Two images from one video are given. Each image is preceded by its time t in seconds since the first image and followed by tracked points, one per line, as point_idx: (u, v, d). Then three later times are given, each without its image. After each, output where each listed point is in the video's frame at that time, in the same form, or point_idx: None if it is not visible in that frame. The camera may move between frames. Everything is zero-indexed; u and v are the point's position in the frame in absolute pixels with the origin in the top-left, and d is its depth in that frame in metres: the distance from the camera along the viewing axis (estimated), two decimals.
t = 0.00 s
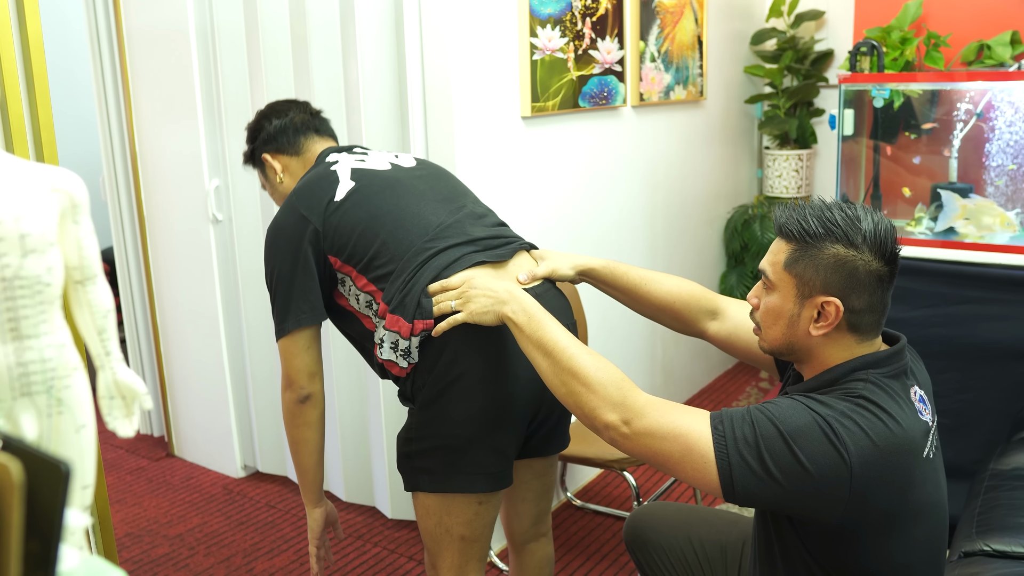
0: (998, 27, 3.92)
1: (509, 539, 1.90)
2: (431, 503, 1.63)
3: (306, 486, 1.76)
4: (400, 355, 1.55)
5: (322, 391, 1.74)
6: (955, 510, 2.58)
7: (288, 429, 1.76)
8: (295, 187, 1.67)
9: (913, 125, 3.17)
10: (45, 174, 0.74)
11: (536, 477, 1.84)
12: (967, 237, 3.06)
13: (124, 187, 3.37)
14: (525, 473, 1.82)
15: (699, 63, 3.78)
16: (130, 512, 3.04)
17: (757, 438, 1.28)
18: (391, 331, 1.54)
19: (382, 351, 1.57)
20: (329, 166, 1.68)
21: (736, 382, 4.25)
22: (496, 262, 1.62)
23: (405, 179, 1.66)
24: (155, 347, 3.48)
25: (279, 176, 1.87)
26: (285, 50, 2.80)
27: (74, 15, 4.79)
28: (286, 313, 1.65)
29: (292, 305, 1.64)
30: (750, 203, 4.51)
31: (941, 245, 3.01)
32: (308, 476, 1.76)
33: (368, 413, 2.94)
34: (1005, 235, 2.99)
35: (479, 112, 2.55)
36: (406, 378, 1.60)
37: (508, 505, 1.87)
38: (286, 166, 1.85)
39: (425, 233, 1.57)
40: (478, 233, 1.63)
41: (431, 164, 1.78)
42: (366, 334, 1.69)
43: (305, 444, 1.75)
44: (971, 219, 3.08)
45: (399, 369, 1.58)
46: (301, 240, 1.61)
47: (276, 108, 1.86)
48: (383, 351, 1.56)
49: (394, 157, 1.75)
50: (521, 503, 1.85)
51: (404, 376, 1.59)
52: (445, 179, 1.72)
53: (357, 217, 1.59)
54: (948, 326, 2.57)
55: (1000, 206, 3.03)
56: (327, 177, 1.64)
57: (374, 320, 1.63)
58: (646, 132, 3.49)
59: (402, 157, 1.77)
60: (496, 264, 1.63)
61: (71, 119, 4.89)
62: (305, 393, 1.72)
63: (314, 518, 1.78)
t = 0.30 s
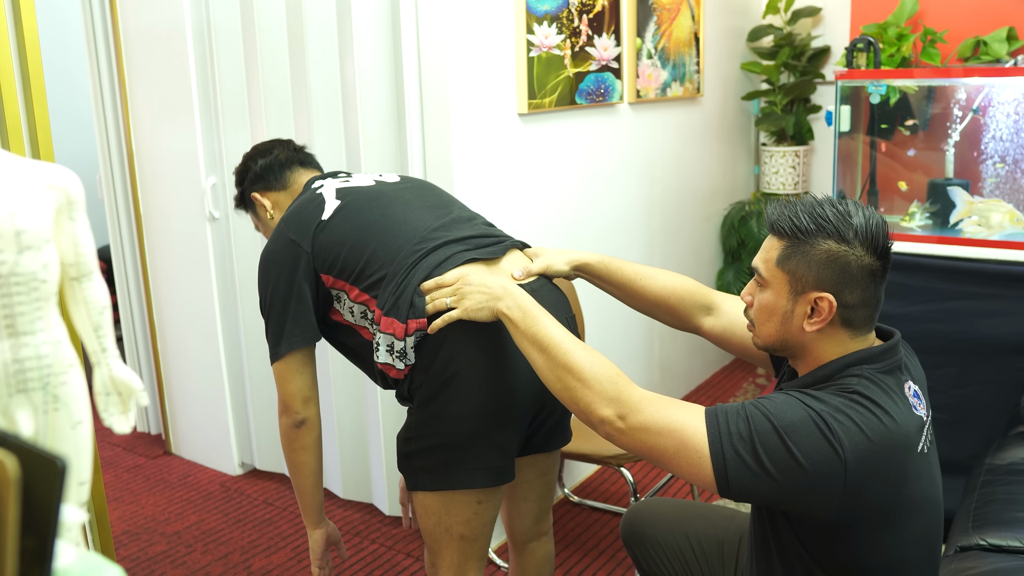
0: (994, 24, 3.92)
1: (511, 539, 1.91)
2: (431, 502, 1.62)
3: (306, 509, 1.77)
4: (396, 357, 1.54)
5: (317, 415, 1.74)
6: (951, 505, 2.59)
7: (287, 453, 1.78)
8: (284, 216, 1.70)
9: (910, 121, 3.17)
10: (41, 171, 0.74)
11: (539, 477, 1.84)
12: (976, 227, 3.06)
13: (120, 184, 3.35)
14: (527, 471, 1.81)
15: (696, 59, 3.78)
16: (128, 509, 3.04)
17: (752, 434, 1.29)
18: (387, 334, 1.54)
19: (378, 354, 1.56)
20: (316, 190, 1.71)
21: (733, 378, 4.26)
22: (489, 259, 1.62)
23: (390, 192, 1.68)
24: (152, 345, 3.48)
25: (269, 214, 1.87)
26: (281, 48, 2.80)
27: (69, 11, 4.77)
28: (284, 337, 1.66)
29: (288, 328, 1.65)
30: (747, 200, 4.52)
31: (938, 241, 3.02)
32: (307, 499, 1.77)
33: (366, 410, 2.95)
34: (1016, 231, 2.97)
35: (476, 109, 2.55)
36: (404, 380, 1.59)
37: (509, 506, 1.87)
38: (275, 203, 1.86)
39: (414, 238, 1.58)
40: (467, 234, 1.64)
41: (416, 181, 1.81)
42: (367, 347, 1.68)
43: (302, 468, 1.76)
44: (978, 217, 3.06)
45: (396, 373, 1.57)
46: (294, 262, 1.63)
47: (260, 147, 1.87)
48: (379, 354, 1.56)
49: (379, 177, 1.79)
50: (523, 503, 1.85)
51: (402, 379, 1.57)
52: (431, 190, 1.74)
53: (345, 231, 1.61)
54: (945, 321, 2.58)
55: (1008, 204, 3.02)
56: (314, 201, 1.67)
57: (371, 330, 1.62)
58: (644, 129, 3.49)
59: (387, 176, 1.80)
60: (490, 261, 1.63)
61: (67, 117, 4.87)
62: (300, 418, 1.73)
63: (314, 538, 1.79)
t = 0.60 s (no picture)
0: (993, 22, 3.92)
1: (516, 541, 1.91)
2: (437, 503, 1.59)
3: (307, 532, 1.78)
4: (399, 362, 1.53)
5: (317, 442, 1.75)
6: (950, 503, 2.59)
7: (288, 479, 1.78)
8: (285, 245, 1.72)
9: (909, 119, 3.16)
10: (41, 168, 0.74)
11: (546, 479, 1.82)
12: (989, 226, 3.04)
13: (119, 182, 3.35)
14: (537, 472, 1.80)
15: (695, 57, 3.78)
16: (127, 508, 3.04)
17: (752, 432, 1.29)
18: (388, 340, 1.53)
19: (380, 361, 1.55)
20: (312, 216, 1.73)
21: (733, 376, 4.26)
22: (488, 260, 1.62)
23: (385, 208, 1.69)
24: (151, 343, 3.48)
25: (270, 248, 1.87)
26: (281, 45, 2.79)
27: (68, 9, 4.77)
28: (286, 361, 1.66)
29: (288, 351, 1.66)
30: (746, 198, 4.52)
31: (937, 239, 3.02)
32: (308, 522, 1.78)
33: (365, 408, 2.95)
34: None
35: (476, 107, 2.55)
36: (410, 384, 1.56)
37: (514, 509, 1.88)
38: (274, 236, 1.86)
39: (409, 246, 1.59)
40: (464, 240, 1.64)
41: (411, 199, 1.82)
42: (372, 362, 1.66)
43: (304, 492, 1.77)
44: (988, 217, 3.05)
45: (401, 379, 1.55)
46: (295, 285, 1.64)
47: (257, 182, 1.87)
48: (381, 361, 1.54)
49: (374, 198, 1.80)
50: (529, 505, 1.85)
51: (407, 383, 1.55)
52: (426, 205, 1.75)
53: (343, 249, 1.62)
54: (944, 320, 2.58)
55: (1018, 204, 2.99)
56: (311, 226, 1.69)
57: (375, 343, 1.61)
58: (643, 127, 3.49)
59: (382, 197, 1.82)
60: (489, 263, 1.63)
61: (65, 115, 4.87)
62: (300, 445, 1.74)
63: (316, 559, 1.81)
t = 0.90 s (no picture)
0: (994, 21, 3.92)
1: (521, 542, 1.91)
2: (444, 504, 1.58)
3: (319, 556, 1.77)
4: (406, 368, 1.53)
5: (327, 467, 1.73)
6: (950, 503, 2.59)
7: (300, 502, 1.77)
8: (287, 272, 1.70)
9: (910, 120, 3.17)
10: (42, 167, 0.74)
11: (554, 482, 1.82)
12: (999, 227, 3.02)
13: (120, 180, 3.35)
14: (544, 475, 1.80)
15: (696, 57, 3.78)
16: (128, 508, 3.05)
17: (756, 428, 1.29)
18: (394, 347, 1.53)
19: (388, 368, 1.55)
20: (311, 241, 1.73)
21: (734, 376, 4.26)
22: (490, 264, 1.63)
23: (382, 225, 1.70)
24: (152, 342, 3.48)
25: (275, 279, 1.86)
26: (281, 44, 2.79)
27: (68, 8, 4.77)
28: (293, 384, 1.65)
29: (294, 373, 1.64)
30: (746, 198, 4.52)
31: (939, 238, 3.01)
32: (320, 546, 1.77)
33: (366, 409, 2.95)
34: None
35: (476, 107, 2.55)
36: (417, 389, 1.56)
37: (521, 511, 1.88)
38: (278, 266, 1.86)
39: (411, 257, 1.60)
40: (464, 248, 1.65)
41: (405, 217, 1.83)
42: (381, 375, 1.66)
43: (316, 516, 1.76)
44: (1001, 218, 3.03)
45: (408, 385, 1.55)
46: (301, 309, 1.62)
47: (259, 219, 1.88)
48: (388, 368, 1.54)
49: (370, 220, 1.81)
50: (536, 507, 1.85)
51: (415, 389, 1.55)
52: (422, 220, 1.76)
53: (347, 265, 1.62)
54: (944, 319, 2.58)
55: None
56: (313, 250, 1.68)
57: (382, 355, 1.60)
58: (644, 126, 3.49)
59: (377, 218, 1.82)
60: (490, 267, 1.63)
61: (66, 115, 4.87)
62: (311, 470, 1.73)
63: None
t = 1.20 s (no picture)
0: (993, 21, 3.92)
1: (520, 543, 1.91)
2: (443, 504, 1.58)
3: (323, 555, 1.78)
4: (405, 367, 1.53)
5: (331, 464, 1.73)
6: (950, 503, 2.59)
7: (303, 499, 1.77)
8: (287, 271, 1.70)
9: (909, 120, 3.17)
10: (41, 169, 0.74)
11: (553, 483, 1.82)
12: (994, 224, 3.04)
13: (119, 182, 3.35)
14: (544, 476, 1.80)
15: (695, 57, 3.78)
16: (128, 509, 3.05)
17: (754, 425, 1.29)
18: (394, 345, 1.53)
19: (386, 368, 1.55)
20: (312, 240, 1.73)
21: (734, 376, 4.26)
22: (491, 263, 1.63)
23: (383, 224, 1.70)
24: (152, 343, 3.48)
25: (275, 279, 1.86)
26: (280, 45, 2.79)
27: (67, 10, 4.78)
28: (293, 382, 1.64)
29: (294, 371, 1.64)
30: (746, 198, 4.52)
31: (938, 238, 3.02)
32: (323, 544, 1.77)
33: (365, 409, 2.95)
34: None
35: (475, 108, 2.56)
36: (416, 389, 1.56)
37: (520, 511, 1.88)
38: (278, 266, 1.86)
39: (411, 256, 1.60)
40: (464, 247, 1.66)
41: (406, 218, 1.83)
42: (381, 374, 1.66)
43: (319, 514, 1.76)
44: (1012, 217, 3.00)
45: (407, 383, 1.55)
46: (302, 308, 1.62)
47: (260, 220, 1.88)
48: (387, 367, 1.55)
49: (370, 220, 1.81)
50: (535, 508, 1.85)
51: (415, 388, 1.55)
52: (422, 219, 1.77)
53: (347, 264, 1.62)
54: (943, 319, 2.58)
55: None
56: (314, 249, 1.68)
57: (382, 354, 1.60)
58: (643, 127, 3.49)
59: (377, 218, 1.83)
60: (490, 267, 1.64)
61: (66, 116, 4.87)
62: (315, 467, 1.72)
63: None
